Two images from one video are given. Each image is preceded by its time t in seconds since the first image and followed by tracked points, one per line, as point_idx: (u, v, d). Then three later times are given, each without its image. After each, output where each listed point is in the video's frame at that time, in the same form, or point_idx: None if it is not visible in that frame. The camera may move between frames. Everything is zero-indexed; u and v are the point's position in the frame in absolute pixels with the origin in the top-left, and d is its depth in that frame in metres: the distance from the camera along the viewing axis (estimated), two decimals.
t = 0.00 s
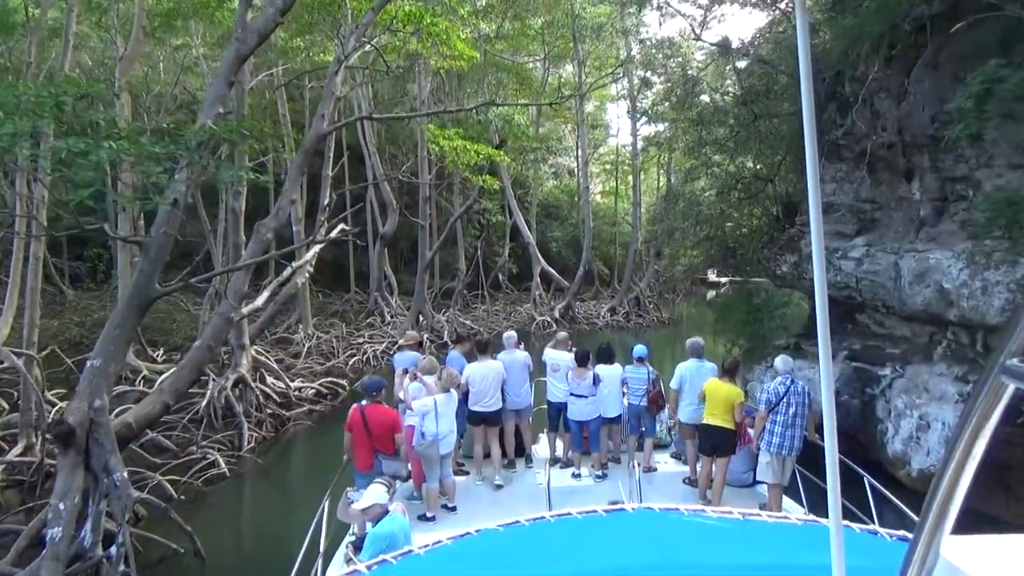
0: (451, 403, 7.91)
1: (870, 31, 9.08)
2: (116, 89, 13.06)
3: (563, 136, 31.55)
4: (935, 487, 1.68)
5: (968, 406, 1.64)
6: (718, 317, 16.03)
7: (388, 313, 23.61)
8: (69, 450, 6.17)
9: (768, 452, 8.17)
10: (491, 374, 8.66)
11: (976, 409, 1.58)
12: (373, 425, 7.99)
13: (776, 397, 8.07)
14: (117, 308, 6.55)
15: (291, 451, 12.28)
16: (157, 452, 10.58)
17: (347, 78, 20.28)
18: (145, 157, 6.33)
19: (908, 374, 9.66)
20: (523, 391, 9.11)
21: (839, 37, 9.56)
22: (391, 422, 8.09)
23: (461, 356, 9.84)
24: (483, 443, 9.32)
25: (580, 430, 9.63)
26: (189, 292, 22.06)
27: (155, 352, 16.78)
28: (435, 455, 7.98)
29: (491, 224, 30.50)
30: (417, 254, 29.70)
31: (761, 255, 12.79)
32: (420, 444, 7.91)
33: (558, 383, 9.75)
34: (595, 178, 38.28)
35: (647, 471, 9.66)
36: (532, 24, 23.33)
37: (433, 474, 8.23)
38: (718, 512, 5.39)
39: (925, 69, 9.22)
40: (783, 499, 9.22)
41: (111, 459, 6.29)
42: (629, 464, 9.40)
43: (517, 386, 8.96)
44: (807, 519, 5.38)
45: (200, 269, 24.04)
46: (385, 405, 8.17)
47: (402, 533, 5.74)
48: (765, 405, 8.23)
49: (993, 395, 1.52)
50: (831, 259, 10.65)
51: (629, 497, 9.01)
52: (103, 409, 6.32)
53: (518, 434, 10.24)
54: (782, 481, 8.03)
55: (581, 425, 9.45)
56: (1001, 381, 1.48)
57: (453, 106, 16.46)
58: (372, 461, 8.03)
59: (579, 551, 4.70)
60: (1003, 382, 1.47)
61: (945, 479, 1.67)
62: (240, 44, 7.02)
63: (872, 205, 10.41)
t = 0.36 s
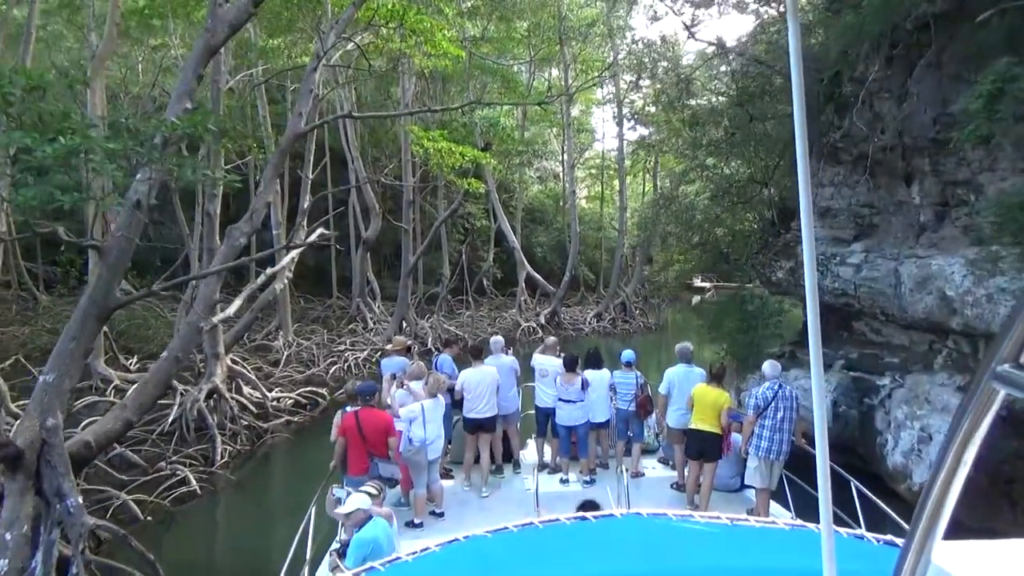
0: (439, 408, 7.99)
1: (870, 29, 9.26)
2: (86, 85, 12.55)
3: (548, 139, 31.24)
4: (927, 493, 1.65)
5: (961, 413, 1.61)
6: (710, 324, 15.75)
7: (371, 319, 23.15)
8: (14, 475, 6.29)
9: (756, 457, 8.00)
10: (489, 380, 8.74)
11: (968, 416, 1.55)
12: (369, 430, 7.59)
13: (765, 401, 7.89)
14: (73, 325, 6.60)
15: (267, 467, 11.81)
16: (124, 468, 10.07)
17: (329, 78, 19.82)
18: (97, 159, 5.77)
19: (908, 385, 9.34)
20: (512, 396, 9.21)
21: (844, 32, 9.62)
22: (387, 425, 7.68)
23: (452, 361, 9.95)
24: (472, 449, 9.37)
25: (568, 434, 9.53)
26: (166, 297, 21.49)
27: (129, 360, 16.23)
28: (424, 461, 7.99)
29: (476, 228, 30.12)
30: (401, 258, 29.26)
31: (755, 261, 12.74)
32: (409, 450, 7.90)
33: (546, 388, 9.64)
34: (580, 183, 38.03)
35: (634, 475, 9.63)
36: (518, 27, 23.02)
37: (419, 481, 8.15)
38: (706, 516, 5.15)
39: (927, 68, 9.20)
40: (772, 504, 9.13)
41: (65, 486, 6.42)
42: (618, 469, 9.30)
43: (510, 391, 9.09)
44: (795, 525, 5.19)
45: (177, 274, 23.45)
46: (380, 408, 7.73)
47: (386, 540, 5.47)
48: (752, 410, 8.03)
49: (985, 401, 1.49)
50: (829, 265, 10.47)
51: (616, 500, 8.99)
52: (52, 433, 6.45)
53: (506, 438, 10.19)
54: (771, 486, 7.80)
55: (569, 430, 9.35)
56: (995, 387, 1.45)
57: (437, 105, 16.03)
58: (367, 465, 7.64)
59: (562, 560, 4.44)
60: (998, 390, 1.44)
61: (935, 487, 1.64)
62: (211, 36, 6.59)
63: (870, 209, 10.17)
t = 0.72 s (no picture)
0: (422, 412, 7.55)
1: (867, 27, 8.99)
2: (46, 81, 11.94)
3: (529, 143, 30.90)
4: (905, 502, 1.51)
5: (941, 416, 1.45)
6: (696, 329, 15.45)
7: (349, 325, 22.67)
8: None
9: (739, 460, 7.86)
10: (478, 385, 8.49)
11: (945, 420, 1.40)
12: (346, 436, 7.47)
13: (749, 406, 7.70)
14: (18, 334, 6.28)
15: (238, 480, 11.32)
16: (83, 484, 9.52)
17: (306, 77, 19.32)
18: (43, 148, 5.22)
19: (905, 395, 9.00)
20: (497, 400, 9.06)
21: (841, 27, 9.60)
22: (365, 431, 7.57)
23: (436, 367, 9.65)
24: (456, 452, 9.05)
25: (551, 439, 9.34)
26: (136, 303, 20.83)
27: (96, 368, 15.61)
28: (406, 465, 7.62)
29: (456, 232, 29.73)
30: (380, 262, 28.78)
31: (744, 266, 12.75)
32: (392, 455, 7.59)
33: (530, 392, 9.48)
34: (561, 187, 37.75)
35: (618, 480, 9.42)
36: (499, 28, 22.66)
37: (402, 485, 7.81)
38: (689, 520, 5.20)
39: (926, 67, 9.11)
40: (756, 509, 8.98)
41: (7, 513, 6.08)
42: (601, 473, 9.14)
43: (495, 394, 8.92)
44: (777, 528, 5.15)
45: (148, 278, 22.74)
46: (357, 413, 7.62)
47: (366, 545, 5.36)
48: (735, 414, 7.82)
49: (963, 402, 1.33)
50: (824, 271, 10.41)
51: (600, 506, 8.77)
52: None
53: (489, 444, 10.00)
54: (754, 490, 7.77)
55: (553, 435, 9.16)
56: (973, 390, 1.29)
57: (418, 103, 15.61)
58: (346, 472, 7.53)
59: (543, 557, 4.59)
60: (978, 394, 1.28)
61: (910, 499, 1.52)
62: (173, 23, 6.10)
63: (863, 214, 10.06)
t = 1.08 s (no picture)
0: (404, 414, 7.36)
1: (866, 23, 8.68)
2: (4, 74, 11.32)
3: (510, 145, 30.51)
4: (881, 505, 1.52)
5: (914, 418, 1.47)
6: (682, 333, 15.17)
7: (327, 328, 22.18)
8: None
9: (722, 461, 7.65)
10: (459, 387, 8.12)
11: (918, 422, 1.42)
12: (315, 437, 7.13)
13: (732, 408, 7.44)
14: None
15: (207, 492, 10.86)
16: (43, 502, 9.12)
17: (282, 75, 18.78)
18: None
19: (900, 403, 8.81)
20: (479, 402, 8.76)
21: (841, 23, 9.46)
22: (336, 434, 7.20)
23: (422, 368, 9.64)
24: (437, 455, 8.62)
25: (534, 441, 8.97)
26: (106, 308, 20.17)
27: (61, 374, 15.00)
28: (389, 468, 7.38)
29: (436, 234, 29.30)
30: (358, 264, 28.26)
31: (734, 270, 12.65)
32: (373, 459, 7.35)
33: (514, 394, 9.23)
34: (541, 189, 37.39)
35: (601, 482, 9.39)
36: (480, 27, 22.26)
37: (384, 488, 7.55)
38: (672, 520, 4.69)
39: (926, 65, 9.17)
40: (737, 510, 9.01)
41: None
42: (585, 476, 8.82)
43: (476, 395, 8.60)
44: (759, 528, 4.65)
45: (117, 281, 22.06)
46: (330, 416, 7.27)
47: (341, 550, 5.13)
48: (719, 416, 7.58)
49: (935, 404, 1.35)
50: (817, 275, 10.52)
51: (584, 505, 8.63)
52: None
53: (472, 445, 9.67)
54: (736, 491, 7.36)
55: (536, 437, 8.82)
56: (947, 389, 1.30)
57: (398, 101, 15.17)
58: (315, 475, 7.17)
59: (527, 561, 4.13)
60: (949, 396, 1.30)
61: (884, 501, 1.53)
62: (131, 5, 5.61)
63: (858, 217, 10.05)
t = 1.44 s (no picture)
0: (388, 420, 7.22)
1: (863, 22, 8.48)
2: None
3: (491, 146, 30.09)
4: (862, 494, 1.75)
5: (891, 419, 1.70)
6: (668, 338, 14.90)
7: (305, 332, 21.68)
8: None
9: (706, 463, 7.67)
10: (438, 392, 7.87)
11: (895, 420, 1.65)
12: (289, 440, 6.80)
13: (714, 410, 7.52)
14: None
15: (174, 505, 10.38)
16: None
17: (257, 72, 18.27)
18: None
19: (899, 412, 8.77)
20: (462, 405, 8.53)
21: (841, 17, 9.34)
22: (313, 436, 6.85)
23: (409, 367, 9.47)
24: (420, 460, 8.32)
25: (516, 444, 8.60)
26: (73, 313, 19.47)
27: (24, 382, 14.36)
28: (373, 471, 7.28)
29: (415, 237, 28.85)
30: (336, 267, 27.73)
31: (725, 274, 12.56)
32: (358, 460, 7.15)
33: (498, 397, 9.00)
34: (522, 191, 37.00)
35: (586, 484, 9.30)
36: (461, 26, 21.85)
37: (369, 490, 7.36)
38: (656, 522, 5.40)
39: (928, 62, 9.23)
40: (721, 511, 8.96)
41: None
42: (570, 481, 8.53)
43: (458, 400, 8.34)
44: (742, 529, 5.38)
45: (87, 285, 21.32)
46: (307, 417, 6.91)
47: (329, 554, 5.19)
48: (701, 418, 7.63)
49: (914, 401, 1.56)
50: (813, 280, 10.42)
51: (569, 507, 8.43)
52: None
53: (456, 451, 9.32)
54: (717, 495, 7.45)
55: (520, 441, 8.43)
56: (923, 391, 1.52)
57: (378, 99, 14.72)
58: (290, 478, 6.86)
59: (503, 563, 4.68)
60: (926, 394, 1.51)
61: (866, 490, 1.75)
62: None
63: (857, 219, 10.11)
